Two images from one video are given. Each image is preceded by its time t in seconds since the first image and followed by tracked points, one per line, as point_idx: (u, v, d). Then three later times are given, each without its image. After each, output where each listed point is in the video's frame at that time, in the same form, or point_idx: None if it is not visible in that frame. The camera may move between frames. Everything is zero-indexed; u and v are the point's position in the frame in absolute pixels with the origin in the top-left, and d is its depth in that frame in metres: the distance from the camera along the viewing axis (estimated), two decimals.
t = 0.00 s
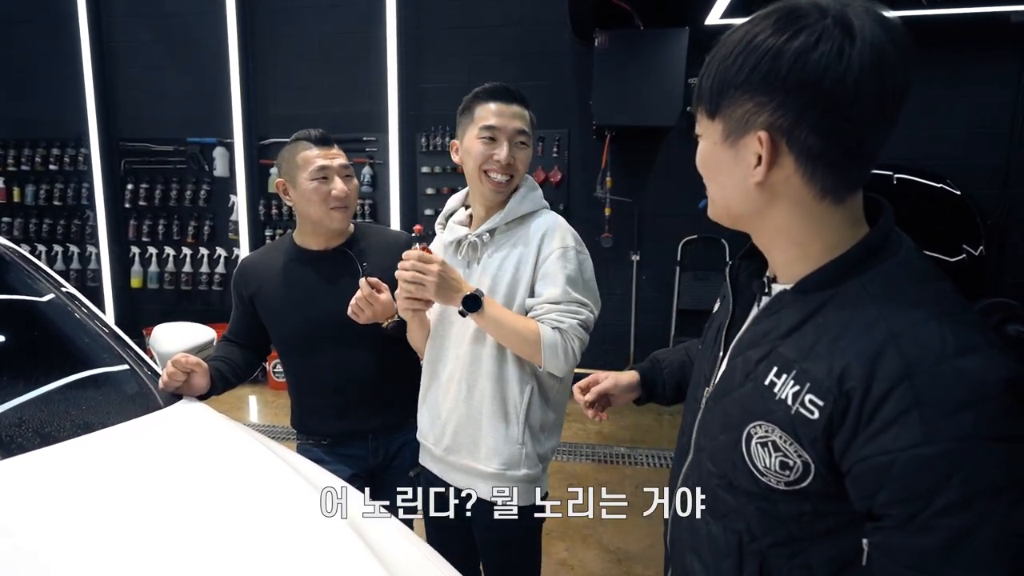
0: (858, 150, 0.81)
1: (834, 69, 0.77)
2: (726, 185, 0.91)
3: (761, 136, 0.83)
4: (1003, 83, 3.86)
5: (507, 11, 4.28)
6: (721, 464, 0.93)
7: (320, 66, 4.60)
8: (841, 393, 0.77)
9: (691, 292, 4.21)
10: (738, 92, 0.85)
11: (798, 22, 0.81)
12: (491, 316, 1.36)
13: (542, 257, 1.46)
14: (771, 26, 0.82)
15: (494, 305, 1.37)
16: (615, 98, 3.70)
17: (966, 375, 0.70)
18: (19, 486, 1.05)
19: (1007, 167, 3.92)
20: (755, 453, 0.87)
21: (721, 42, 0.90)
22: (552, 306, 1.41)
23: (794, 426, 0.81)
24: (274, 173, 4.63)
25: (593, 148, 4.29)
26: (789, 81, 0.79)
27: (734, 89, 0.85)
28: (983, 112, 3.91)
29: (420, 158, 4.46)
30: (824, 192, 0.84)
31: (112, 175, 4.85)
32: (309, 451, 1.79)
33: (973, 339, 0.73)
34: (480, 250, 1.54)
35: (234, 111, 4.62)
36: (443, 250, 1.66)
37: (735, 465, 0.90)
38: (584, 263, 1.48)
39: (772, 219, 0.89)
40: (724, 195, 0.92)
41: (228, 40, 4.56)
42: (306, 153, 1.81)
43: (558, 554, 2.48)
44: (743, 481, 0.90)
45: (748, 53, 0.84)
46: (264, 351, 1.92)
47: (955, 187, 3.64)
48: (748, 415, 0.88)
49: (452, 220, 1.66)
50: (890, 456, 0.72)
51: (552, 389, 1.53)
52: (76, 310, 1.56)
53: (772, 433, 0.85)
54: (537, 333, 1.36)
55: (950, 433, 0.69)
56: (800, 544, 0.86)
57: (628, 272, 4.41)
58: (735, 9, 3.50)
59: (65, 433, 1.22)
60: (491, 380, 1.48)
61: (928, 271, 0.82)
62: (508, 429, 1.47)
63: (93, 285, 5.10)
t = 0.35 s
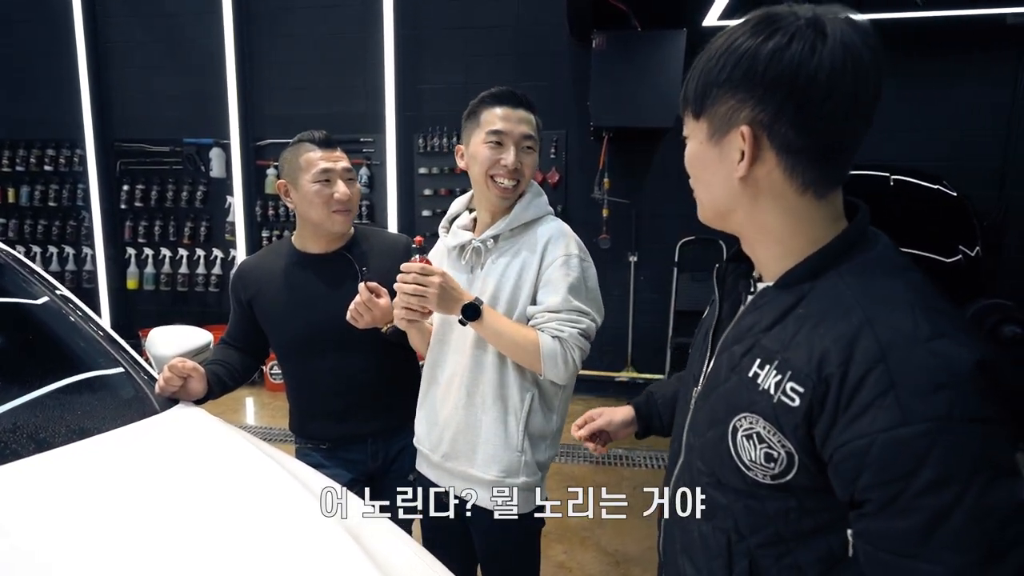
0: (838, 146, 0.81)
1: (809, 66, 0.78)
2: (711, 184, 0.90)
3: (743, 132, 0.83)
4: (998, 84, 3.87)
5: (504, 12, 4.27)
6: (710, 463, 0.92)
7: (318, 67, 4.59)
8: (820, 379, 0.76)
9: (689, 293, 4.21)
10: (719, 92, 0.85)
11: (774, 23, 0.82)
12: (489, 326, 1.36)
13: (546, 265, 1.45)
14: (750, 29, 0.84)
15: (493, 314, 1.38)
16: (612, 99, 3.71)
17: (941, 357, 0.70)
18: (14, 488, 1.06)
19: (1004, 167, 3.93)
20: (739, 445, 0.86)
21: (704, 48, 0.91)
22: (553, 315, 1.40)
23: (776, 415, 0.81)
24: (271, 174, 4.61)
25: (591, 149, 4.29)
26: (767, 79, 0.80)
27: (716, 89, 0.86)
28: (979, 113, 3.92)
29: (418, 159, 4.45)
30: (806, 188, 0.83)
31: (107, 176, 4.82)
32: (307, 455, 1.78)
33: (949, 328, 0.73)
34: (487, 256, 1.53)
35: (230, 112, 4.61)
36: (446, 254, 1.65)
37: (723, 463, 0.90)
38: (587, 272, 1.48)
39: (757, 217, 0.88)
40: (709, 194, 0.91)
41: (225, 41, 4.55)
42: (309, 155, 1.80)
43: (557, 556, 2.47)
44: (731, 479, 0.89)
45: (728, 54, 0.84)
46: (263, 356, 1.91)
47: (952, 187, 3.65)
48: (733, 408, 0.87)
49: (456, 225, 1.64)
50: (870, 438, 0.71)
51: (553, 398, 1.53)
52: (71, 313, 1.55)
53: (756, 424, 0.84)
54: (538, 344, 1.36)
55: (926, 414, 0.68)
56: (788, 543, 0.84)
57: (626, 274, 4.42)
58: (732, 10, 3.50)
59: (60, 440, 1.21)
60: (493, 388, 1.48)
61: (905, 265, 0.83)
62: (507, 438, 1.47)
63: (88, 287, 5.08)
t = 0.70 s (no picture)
0: (818, 155, 0.81)
1: (792, 74, 0.77)
2: (695, 188, 0.90)
3: (725, 138, 0.83)
4: (992, 86, 3.88)
5: (501, 13, 4.27)
6: (689, 465, 0.93)
7: (314, 68, 4.57)
8: (792, 377, 0.76)
9: (685, 295, 4.21)
10: (705, 97, 0.85)
11: (761, 32, 0.82)
12: (500, 348, 1.36)
13: (552, 270, 1.44)
14: (738, 37, 0.84)
15: (502, 335, 1.37)
16: (608, 101, 3.71)
17: (907, 356, 0.69)
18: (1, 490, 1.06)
19: (999, 169, 3.94)
20: (716, 446, 0.86)
21: (695, 54, 0.91)
22: (565, 323, 1.40)
23: (750, 416, 0.80)
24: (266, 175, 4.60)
25: (588, 150, 4.29)
26: (750, 86, 0.80)
27: (702, 95, 0.86)
28: (974, 114, 3.93)
29: (414, 160, 4.44)
30: (786, 194, 0.83)
31: (102, 177, 4.79)
32: (302, 459, 1.78)
33: (916, 328, 0.72)
34: (493, 263, 1.52)
35: (226, 114, 4.58)
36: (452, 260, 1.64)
37: (701, 465, 0.90)
38: (596, 274, 1.48)
39: (739, 221, 0.88)
40: (693, 198, 0.91)
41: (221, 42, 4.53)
42: (303, 157, 1.78)
43: (553, 559, 2.47)
44: (709, 482, 0.88)
45: (715, 61, 0.85)
46: (257, 358, 1.90)
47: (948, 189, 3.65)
48: (710, 409, 0.87)
49: (460, 229, 1.62)
50: (838, 434, 0.70)
51: (564, 401, 1.53)
52: (64, 317, 1.54)
53: (732, 424, 0.84)
54: (551, 355, 1.36)
55: (892, 411, 0.68)
56: (762, 544, 0.84)
57: (623, 275, 4.42)
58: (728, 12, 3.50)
59: (53, 446, 1.20)
60: (505, 394, 1.47)
61: (878, 268, 0.83)
62: (521, 443, 1.47)
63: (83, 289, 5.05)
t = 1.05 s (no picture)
0: (793, 160, 0.81)
1: (764, 82, 0.77)
2: (673, 196, 0.89)
3: (701, 145, 0.83)
4: (987, 88, 3.90)
5: (497, 14, 4.27)
6: (675, 470, 0.92)
7: (311, 69, 4.56)
8: (780, 381, 0.75)
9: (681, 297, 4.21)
10: (680, 105, 0.85)
11: (732, 40, 0.82)
12: (501, 364, 1.33)
13: (553, 283, 1.44)
14: (709, 45, 0.83)
15: (501, 351, 1.35)
16: (605, 103, 3.71)
17: (891, 358, 0.69)
18: None
19: (994, 171, 3.96)
20: (705, 451, 0.85)
21: (668, 62, 0.90)
22: (565, 338, 1.40)
23: (739, 420, 0.80)
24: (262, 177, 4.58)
25: (584, 152, 4.29)
26: (724, 94, 0.80)
27: (677, 103, 0.85)
28: (969, 117, 3.95)
29: (410, 162, 4.43)
30: (764, 200, 0.83)
31: (96, 178, 4.76)
32: (298, 464, 1.77)
33: (900, 330, 0.72)
34: (498, 272, 1.52)
35: (222, 115, 4.56)
36: (461, 265, 1.65)
37: (689, 470, 0.89)
38: (597, 288, 1.48)
39: (719, 228, 0.87)
40: (672, 206, 0.90)
41: (218, 43, 4.51)
42: (294, 161, 1.77)
43: (550, 562, 2.46)
44: (697, 487, 0.88)
45: (688, 69, 0.84)
46: (253, 362, 1.89)
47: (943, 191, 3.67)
48: (698, 415, 0.87)
49: (470, 231, 1.62)
50: (827, 437, 0.70)
51: (565, 413, 1.52)
52: (56, 320, 1.52)
53: (720, 429, 0.83)
54: (551, 370, 1.37)
55: (879, 413, 0.68)
56: (752, 548, 0.84)
57: (619, 277, 4.42)
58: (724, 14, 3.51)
59: (45, 452, 1.18)
60: (505, 399, 1.47)
61: (860, 271, 0.83)
62: (519, 448, 1.46)
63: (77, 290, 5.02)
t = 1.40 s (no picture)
0: (779, 163, 0.80)
1: (750, 87, 0.77)
2: (659, 200, 0.88)
3: (688, 150, 0.82)
4: (982, 89, 3.91)
5: (494, 16, 4.26)
6: (667, 475, 0.91)
7: (307, 70, 4.54)
8: (775, 386, 0.74)
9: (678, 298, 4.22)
10: (666, 109, 0.84)
11: (718, 44, 0.81)
12: (500, 368, 1.33)
13: (551, 279, 1.43)
14: (695, 48, 0.82)
15: (498, 353, 1.34)
16: (602, 104, 3.71)
17: (886, 361, 0.69)
18: None
19: (990, 172, 3.97)
20: (699, 457, 0.84)
21: (653, 64, 0.89)
22: (562, 332, 1.40)
23: (733, 425, 0.79)
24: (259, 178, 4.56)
25: (581, 154, 4.29)
26: (710, 98, 0.79)
27: (663, 106, 0.84)
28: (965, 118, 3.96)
29: (407, 163, 4.42)
30: (751, 204, 0.82)
31: (91, 179, 4.75)
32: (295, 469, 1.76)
33: (892, 332, 0.72)
34: (497, 271, 1.51)
35: (218, 116, 4.54)
36: (460, 267, 1.65)
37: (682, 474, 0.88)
38: (596, 283, 1.47)
39: (706, 232, 0.87)
40: (659, 209, 0.89)
41: (214, 44, 4.50)
42: (292, 169, 1.72)
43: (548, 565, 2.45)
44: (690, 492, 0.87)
45: (674, 72, 0.83)
46: (247, 366, 1.87)
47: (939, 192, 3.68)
48: (691, 420, 0.86)
49: (469, 236, 1.61)
50: (823, 442, 0.69)
51: (566, 405, 1.51)
52: (50, 323, 1.50)
53: (714, 434, 0.82)
54: (549, 366, 1.36)
55: (876, 416, 0.67)
56: (746, 552, 0.83)
57: (617, 278, 4.41)
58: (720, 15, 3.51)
59: (40, 457, 1.18)
60: (506, 396, 1.46)
61: (850, 272, 0.83)
62: (522, 442, 1.46)
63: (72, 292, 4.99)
